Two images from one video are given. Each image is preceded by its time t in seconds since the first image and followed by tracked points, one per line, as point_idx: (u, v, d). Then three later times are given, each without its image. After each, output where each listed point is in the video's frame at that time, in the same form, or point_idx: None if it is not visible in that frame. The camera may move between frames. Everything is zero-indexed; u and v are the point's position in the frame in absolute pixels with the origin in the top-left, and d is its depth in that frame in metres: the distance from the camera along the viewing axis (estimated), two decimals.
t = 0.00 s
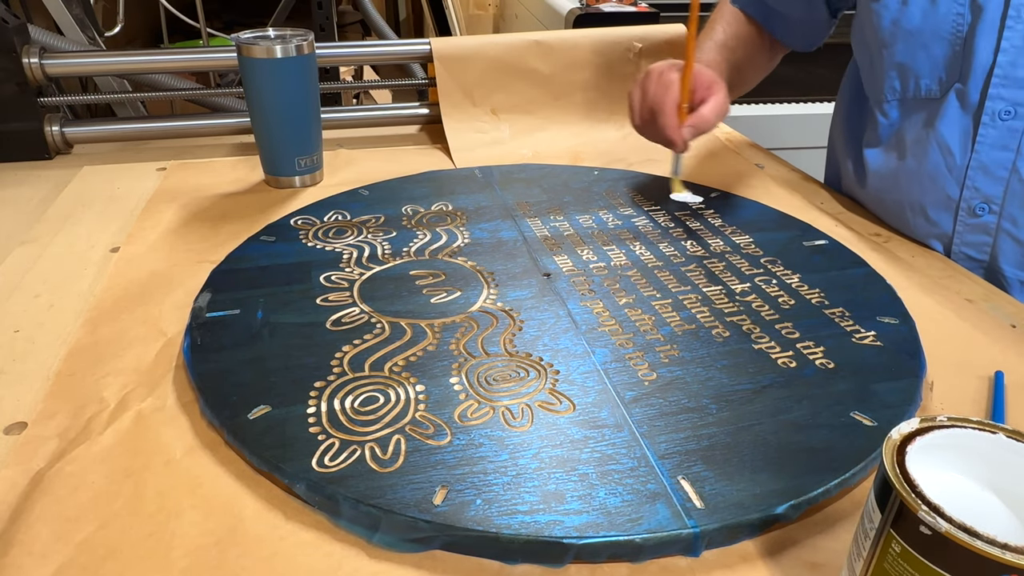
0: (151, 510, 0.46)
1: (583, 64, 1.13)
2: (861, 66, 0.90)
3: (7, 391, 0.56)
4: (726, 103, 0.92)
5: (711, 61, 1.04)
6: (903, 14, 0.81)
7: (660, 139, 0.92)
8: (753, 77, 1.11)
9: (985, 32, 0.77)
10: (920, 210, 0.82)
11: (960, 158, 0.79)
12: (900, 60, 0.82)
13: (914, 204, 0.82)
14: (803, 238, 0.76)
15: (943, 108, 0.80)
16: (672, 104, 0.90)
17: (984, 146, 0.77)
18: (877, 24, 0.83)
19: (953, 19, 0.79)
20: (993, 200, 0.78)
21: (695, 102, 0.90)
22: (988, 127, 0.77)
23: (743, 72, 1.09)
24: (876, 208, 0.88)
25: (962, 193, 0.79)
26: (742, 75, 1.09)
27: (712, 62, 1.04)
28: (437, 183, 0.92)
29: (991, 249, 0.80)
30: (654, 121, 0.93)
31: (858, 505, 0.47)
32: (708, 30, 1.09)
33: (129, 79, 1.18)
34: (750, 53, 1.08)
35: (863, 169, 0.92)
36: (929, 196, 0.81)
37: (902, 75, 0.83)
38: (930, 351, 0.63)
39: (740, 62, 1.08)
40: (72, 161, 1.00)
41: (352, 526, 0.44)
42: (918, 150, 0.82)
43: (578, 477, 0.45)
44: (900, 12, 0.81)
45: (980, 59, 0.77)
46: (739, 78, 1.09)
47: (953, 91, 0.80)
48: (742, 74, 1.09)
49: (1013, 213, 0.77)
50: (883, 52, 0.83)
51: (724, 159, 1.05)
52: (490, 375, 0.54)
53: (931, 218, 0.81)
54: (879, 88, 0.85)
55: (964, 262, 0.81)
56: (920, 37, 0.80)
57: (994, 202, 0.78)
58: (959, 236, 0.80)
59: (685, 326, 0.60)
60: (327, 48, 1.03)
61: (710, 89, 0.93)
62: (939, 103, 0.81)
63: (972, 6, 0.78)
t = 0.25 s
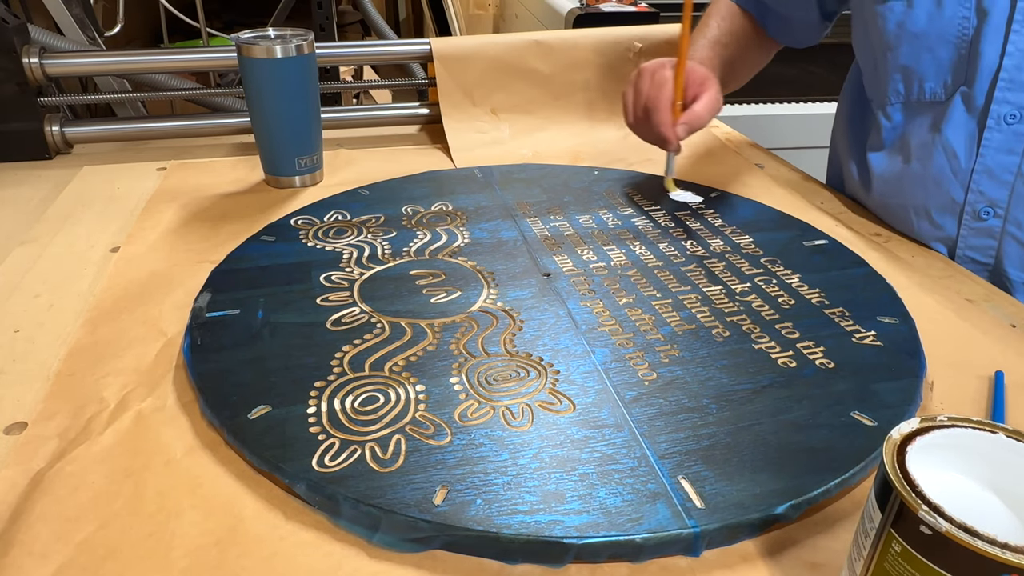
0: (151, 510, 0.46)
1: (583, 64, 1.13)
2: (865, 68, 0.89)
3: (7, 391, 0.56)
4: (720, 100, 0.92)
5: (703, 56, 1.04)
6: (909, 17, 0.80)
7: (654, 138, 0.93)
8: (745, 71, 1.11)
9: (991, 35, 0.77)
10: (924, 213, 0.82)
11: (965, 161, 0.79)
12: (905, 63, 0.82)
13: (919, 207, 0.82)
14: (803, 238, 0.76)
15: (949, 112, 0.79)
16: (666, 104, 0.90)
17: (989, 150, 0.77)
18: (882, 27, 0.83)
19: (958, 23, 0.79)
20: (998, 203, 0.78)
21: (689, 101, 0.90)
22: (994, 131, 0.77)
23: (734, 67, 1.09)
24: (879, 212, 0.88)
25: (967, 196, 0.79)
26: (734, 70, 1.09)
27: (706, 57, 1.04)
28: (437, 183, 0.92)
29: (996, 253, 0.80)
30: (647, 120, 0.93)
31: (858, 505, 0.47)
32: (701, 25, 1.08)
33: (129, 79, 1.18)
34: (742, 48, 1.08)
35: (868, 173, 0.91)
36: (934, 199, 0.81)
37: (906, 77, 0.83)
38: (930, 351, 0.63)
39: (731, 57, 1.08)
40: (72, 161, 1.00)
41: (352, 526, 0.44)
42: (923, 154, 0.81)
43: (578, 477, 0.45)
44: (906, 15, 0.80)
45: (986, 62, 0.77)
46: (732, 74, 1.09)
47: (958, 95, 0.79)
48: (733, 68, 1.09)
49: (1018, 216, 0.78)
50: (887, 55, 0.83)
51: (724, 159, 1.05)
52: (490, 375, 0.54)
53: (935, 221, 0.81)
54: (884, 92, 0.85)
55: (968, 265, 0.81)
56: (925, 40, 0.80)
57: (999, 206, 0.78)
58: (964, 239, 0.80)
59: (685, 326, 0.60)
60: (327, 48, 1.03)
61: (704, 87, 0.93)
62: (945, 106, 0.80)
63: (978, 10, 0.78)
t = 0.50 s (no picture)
0: (151, 510, 0.46)
1: (583, 64, 1.13)
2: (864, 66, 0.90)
3: (7, 391, 0.56)
4: (723, 97, 0.92)
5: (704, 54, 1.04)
6: (908, 16, 0.80)
7: (660, 136, 0.93)
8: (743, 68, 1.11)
9: (988, 34, 0.77)
10: (923, 210, 0.82)
11: (962, 158, 0.79)
12: (904, 62, 0.82)
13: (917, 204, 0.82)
14: (803, 238, 0.76)
15: (947, 110, 0.79)
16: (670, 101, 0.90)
17: (986, 148, 0.77)
18: (882, 27, 0.83)
19: (957, 22, 0.79)
20: (995, 200, 0.78)
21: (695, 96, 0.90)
22: (990, 129, 0.77)
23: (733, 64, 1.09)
24: (881, 210, 0.88)
25: (965, 193, 0.79)
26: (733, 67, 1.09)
27: (707, 54, 1.03)
28: (437, 183, 0.92)
29: (993, 250, 0.80)
30: (654, 117, 0.93)
31: (858, 505, 0.47)
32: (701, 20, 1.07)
33: (129, 78, 1.18)
34: (740, 46, 1.08)
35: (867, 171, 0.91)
36: (932, 196, 0.81)
37: (905, 77, 0.83)
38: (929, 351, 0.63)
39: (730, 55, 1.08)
40: (72, 161, 1.00)
41: (352, 526, 0.44)
42: (921, 152, 0.81)
43: (578, 477, 0.45)
44: (905, 15, 0.81)
45: (983, 61, 0.77)
46: (728, 72, 1.09)
47: (956, 93, 0.79)
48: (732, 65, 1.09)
49: (1014, 213, 0.77)
50: (886, 54, 0.83)
51: (725, 158, 1.05)
52: (490, 375, 0.54)
53: (934, 218, 0.81)
54: (883, 90, 0.85)
55: (966, 261, 0.81)
56: (924, 40, 0.80)
57: (996, 203, 0.78)
58: (961, 236, 0.80)
59: (685, 326, 0.60)
60: (327, 48, 1.03)
61: (709, 83, 0.93)
62: (943, 105, 0.81)
63: (977, 9, 0.78)
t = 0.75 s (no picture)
0: (151, 511, 0.46)
1: (583, 64, 1.13)
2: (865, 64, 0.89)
3: (7, 391, 0.56)
4: (722, 98, 0.93)
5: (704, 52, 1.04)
6: (911, 15, 0.80)
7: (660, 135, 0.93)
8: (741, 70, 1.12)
9: (992, 31, 0.77)
10: (927, 207, 0.82)
11: (967, 155, 0.79)
12: (908, 60, 0.82)
13: (922, 201, 0.82)
14: (803, 238, 0.76)
15: (952, 106, 0.80)
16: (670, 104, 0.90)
17: (991, 144, 0.78)
18: (884, 25, 0.83)
19: (960, 19, 0.79)
20: (1000, 196, 0.78)
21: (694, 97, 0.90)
22: (995, 125, 0.77)
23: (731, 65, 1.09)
24: (884, 208, 0.88)
25: (969, 190, 0.79)
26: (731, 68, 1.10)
27: (706, 53, 1.03)
28: (437, 183, 0.92)
29: (999, 245, 0.80)
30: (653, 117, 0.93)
31: (858, 505, 0.47)
32: (701, 20, 1.08)
33: (129, 79, 1.18)
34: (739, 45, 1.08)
35: (869, 169, 0.90)
36: (937, 193, 0.81)
37: (910, 75, 0.82)
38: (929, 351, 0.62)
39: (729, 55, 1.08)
40: (72, 161, 1.00)
41: (352, 526, 0.44)
42: (926, 149, 0.81)
43: (578, 477, 0.45)
44: (908, 13, 0.80)
45: (986, 57, 0.77)
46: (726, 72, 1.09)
47: (960, 90, 0.79)
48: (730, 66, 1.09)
49: (1019, 209, 0.78)
50: (890, 53, 0.83)
51: (725, 159, 1.05)
52: (490, 376, 0.54)
53: (939, 215, 0.82)
54: (886, 89, 0.85)
55: (971, 258, 0.82)
56: (928, 38, 0.80)
57: (1001, 199, 0.79)
58: (966, 232, 0.81)
59: (684, 326, 0.60)
60: (326, 48, 1.03)
61: (709, 84, 0.93)
62: (947, 102, 0.81)
63: (980, 6, 0.78)
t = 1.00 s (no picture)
0: (151, 510, 0.46)
1: (583, 64, 1.13)
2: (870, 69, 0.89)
3: (7, 391, 0.56)
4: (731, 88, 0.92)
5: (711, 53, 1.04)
6: (915, 20, 0.81)
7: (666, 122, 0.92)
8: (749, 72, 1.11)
9: (998, 36, 0.77)
10: (934, 212, 0.82)
11: (973, 161, 0.79)
12: (913, 65, 0.82)
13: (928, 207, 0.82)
14: (803, 238, 0.76)
15: (958, 111, 0.80)
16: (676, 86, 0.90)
17: (998, 150, 0.78)
18: (888, 30, 0.83)
19: (965, 25, 0.79)
20: (1008, 203, 0.78)
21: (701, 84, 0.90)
22: (1001, 131, 0.77)
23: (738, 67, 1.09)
24: (888, 212, 0.88)
25: (976, 195, 0.79)
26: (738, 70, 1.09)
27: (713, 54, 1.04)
28: (437, 183, 0.92)
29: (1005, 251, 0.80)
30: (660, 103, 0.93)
31: (858, 505, 0.47)
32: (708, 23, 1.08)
33: (129, 79, 1.18)
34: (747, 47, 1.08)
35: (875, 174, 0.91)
36: (943, 199, 0.81)
37: (914, 80, 0.82)
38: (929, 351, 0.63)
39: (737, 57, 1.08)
40: (72, 161, 1.00)
41: (352, 526, 0.44)
42: (932, 154, 0.81)
43: (578, 477, 0.45)
44: (912, 19, 0.81)
45: (992, 63, 0.78)
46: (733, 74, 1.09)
47: (966, 95, 0.80)
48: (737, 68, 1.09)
49: None
50: (895, 58, 0.83)
51: (724, 159, 1.05)
52: (490, 375, 0.54)
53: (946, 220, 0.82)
54: (890, 94, 0.85)
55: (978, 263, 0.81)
56: (932, 43, 0.80)
57: (1008, 205, 0.78)
58: (973, 238, 0.80)
59: (684, 326, 0.60)
60: (326, 48, 1.03)
61: (717, 73, 0.93)
62: (953, 107, 0.81)
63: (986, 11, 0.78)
